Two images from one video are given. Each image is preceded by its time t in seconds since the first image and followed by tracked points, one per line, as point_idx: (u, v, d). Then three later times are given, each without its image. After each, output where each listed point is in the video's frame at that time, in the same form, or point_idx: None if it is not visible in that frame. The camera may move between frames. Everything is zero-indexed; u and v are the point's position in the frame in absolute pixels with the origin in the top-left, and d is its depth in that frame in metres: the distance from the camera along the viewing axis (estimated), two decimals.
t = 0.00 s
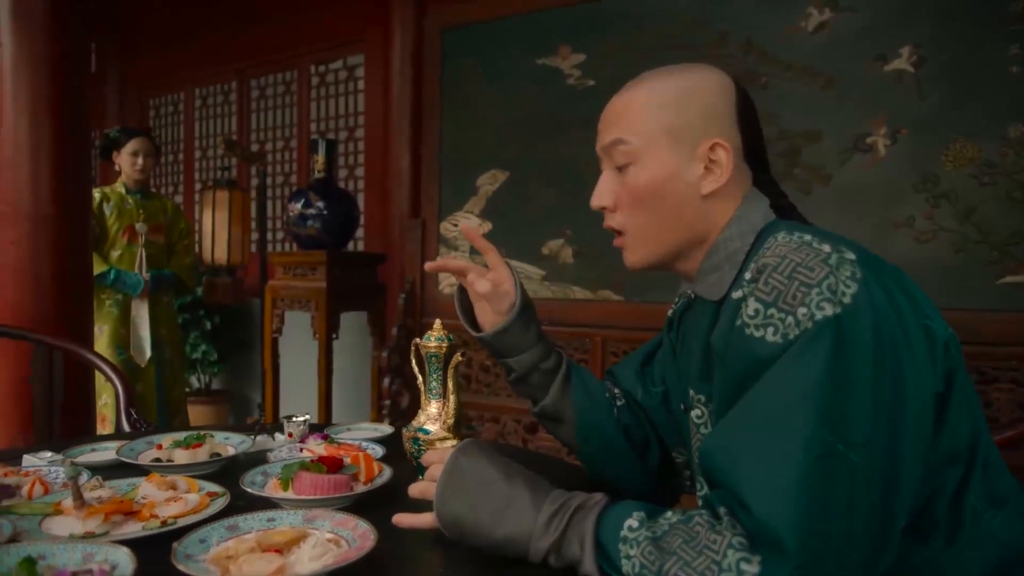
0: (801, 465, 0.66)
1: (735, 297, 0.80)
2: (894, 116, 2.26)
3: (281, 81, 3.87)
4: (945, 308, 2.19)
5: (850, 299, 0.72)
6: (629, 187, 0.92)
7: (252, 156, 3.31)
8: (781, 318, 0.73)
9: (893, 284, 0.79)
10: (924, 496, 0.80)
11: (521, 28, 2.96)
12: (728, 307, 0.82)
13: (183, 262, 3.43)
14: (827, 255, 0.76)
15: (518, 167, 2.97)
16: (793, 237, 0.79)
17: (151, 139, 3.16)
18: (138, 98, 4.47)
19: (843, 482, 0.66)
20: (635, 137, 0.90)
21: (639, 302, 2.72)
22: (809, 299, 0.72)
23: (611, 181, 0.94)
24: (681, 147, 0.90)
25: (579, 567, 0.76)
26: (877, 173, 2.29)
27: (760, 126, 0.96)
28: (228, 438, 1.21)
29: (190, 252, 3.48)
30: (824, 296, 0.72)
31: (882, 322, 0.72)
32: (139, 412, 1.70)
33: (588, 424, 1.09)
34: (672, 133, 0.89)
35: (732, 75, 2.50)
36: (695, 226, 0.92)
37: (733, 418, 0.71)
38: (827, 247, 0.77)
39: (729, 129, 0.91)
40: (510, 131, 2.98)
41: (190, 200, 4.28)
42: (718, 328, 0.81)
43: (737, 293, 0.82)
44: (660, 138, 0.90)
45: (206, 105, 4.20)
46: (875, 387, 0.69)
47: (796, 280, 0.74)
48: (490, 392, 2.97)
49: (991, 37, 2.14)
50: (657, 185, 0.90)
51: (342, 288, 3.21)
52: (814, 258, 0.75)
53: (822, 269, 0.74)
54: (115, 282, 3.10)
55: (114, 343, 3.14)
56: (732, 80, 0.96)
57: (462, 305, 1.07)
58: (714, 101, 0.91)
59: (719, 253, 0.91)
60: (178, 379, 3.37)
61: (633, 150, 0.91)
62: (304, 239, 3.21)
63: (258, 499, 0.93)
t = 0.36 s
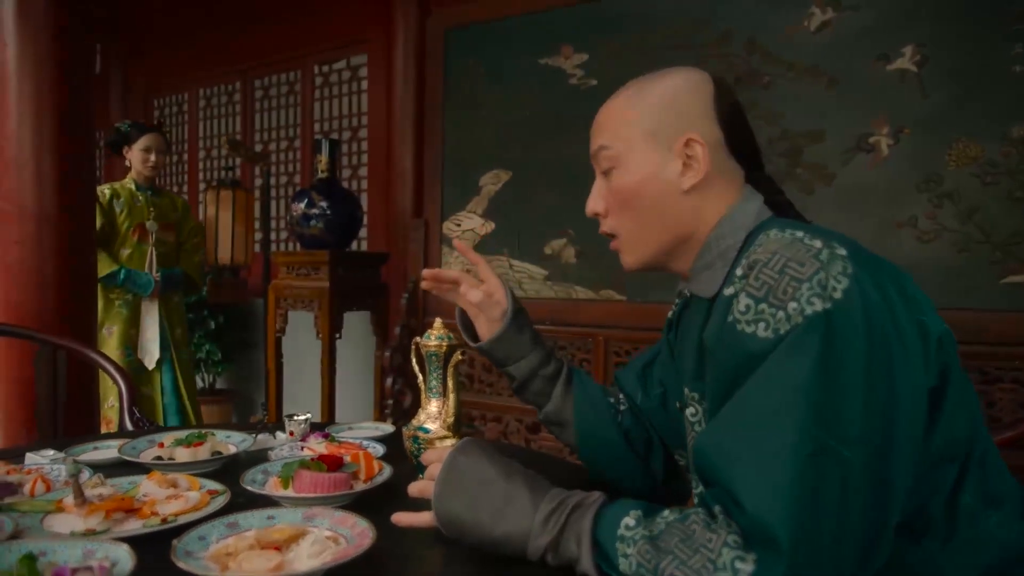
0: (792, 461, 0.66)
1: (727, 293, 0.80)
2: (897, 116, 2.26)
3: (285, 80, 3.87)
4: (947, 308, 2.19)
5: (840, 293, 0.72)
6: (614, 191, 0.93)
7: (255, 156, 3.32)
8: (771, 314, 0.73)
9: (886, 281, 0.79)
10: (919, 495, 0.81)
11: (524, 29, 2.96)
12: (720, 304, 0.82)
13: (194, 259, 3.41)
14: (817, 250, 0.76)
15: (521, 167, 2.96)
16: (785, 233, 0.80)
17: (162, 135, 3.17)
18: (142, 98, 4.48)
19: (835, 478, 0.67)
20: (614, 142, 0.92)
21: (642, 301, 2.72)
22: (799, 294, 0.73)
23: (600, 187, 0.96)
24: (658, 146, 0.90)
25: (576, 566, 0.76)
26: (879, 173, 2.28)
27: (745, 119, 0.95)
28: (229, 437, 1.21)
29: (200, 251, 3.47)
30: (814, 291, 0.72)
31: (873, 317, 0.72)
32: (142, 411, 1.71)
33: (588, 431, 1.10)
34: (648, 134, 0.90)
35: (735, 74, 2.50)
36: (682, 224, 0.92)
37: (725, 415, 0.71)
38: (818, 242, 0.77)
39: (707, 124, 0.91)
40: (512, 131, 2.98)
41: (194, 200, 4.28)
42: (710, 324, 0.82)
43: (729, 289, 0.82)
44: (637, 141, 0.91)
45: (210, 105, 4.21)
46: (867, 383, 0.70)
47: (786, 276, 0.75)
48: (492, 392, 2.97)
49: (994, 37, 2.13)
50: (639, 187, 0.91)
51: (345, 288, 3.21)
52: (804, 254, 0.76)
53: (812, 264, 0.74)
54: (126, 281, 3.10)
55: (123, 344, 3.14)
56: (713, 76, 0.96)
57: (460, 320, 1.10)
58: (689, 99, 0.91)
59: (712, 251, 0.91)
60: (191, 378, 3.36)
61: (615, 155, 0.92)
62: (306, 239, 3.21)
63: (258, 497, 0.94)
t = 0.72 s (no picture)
0: (785, 465, 0.66)
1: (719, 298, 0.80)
2: (897, 116, 2.25)
3: (285, 81, 3.87)
4: (947, 308, 2.19)
5: (830, 295, 0.72)
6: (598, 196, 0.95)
7: (255, 156, 3.32)
8: (762, 318, 0.74)
9: (877, 281, 0.79)
10: (915, 498, 0.81)
11: (524, 29, 2.96)
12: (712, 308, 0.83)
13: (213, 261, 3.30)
14: (807, 251, 0.76)
15: (520, 167, 2.96)
16: (775, 235, 0.80)
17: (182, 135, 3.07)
18: (142, 98, 4.48)
19: (828, 481, 0.67)
20: (596, 147, 0.94)
21: (642, 301, 2.71)
22: (790, 297, 0.73)
23: (588, 193, 0.98)
24: (637, 148, 0.91)
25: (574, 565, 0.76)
26: (879, 173, 2.28)
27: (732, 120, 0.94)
28: (228, 436, 1.21)
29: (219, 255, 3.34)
30: (804, 294, 0.72)
31: (863, 318, 0.72)
32: (141, 411, 1.71)
33: (595, 448, 1.12)
34: (626, 138, 0.92)
35: (734, 74, 2.49)
36: (662, 226, 0.92)
37: (718, 420, 0.71)
38: (808, 244, 0.77)
39: (684, 126, 0.91)
40: (512, 131, 2.98)
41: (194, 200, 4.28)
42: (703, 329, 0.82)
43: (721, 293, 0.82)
44: (617, 145, 0.92)
45: (210, 105, 4.20)
46: (860, 385, 0.69)
47: (776, 279, 0.75)
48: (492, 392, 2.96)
49: (995, 37, 2.13)
50: (618, 191, 0.92)
51: (345, 288, 3.21)
52: (794, 255, 0.76)
53: (802, 266, 0.74)
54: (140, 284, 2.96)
55: (138, 348, 3.05)
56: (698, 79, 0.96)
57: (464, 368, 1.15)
58: (670, 101, 0.92)
59: (702, 253, 0.90)
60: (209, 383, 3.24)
61: (598, 160, 0.94)
62: (306, 239, 3.21)
63: (257, 496, 0.94)
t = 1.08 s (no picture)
0: (784, 470, 0.66)
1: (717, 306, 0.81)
2: (897, 116, 2.25)
3: (285, 81, 3.87)
4: (947, 308, 2.19)
5: (828, 300, 0.72)
6: (585, 206, 0.96)
7: (255, 156, 3.32)
8: (760, 325, 0.74)
9: (875, 284, 0.79)
10: (917, 502, 0.80)
11: (524, 29, 2.96)
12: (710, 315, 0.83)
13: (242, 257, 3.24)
14: (803, 255, 0.76)
15: (520, 167, 2.96)
16: (771, 239, 0.79)
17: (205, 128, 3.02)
18: (142, 98, 4.48)
19: (828, 486, 0.66)
20: (580, 159, 0.96)
21: (642, 301, 2.71)
22: (787, 304, 0.73)
23: (576, 205, 0.99)
24: (620, 156, 0.92)
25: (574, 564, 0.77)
26: (879, 173, 2.28)
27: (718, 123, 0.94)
28: (227, 436, 1.21)
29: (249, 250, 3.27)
30: (801, 300, 0.72)
31: (861, 322, 0.72)
32: (140, 411, 1.71)
33: (599, 453, 1.10)
34: (608, 147, 0.93)
35: (734, 74, 2.49)
36: (649, 231, 0.92)
37: (716, 428, 0.72)
38: (805, 247, 0.77)
39: (666, 132, 0.92)
40: (512, 131, 2.98)
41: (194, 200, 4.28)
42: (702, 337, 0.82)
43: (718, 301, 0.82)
44: (600, 154, 0.93)
45: (210, 105, 4.19)
46: (858, 390, 0.69)
47: (773, 286, 0.75)
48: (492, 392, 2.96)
49: (995, 37, 2.13)
50: (603, 200, 0.93)
51: (345, 287, 3.21)
52: (790, 261, 0.76)
53: (799, 272, 0.74)
54: (169, 281, 2.91)
55: (171, 348, 2.99)
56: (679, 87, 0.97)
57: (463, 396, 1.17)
58: (650, 110, 0.93)
59: (694, 259, 0.89)
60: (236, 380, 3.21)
61: (583, 170, 0.95)
62: (306, 239, 3.21)
63: (257, 496, 0.94)
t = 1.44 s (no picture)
0: (788, 481, 0.66)
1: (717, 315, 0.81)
2: (897, 115, 2.26)
3: (285, 80, 3.87)
4: (947, 308, 2.19)
5: (829, 309, 0.72)
6: (575, 216, 0.95)
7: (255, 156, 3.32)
8: (762, 335, 0.74)
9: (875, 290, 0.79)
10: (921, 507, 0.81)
11: (524, 28, 2.96)
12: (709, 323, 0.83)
13: (258, 259, 3.17)
14: (804, 262, 0.76)
15: (520, 166, 2.96)
16: (771, 245, 0.79)
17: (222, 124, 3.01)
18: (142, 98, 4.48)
19: (832, 496, 0.67)
20: (567, 170, 0.95)
21: (642, 300, 2.72)
22: (788, 314, 0.73)
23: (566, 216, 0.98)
24: (608, 164, 0.92)
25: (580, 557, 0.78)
26: (880, 173, 2.28)
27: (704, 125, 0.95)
28: (229, 435, 1.21)
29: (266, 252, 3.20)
30: (803, 310, 0.73)
31: (861, 330, 0.73)
32: (142, 410, 1.71)
33: (600, 451, 1.10)
34: (595, 156, 0.93)
35: (734, 74, 2.49)
36: (642, 236, 0.91)
37: (719, 439, 0.72)
38: (805, 253, 0.77)
39: (651, 136, 0.92)
40: (513, 131, 2.98)
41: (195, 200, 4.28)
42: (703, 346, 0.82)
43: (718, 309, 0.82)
44: (587, 164, 0.93)
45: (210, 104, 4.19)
46: (861, 399, 0.70)
47: (774, 295, 0.75)
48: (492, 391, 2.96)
49: (995, 37, 2.13)
50: (593, 209, 0.93)
51: (346, 287, 3.21)
52: (791, 269, 0.76)
53: (800, 281, 0.74)
54: (184, 282, 2.89)
55: (184, 348, 2.97)
56: (659, 94, 0.98)
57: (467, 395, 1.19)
58: (631, 117, 0.94)
59: (691, 265, 0.88)
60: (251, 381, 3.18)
61: (571, 181, 0.95)
62: (307, 239, 3.21)
63: (259, 494, 0.94)
